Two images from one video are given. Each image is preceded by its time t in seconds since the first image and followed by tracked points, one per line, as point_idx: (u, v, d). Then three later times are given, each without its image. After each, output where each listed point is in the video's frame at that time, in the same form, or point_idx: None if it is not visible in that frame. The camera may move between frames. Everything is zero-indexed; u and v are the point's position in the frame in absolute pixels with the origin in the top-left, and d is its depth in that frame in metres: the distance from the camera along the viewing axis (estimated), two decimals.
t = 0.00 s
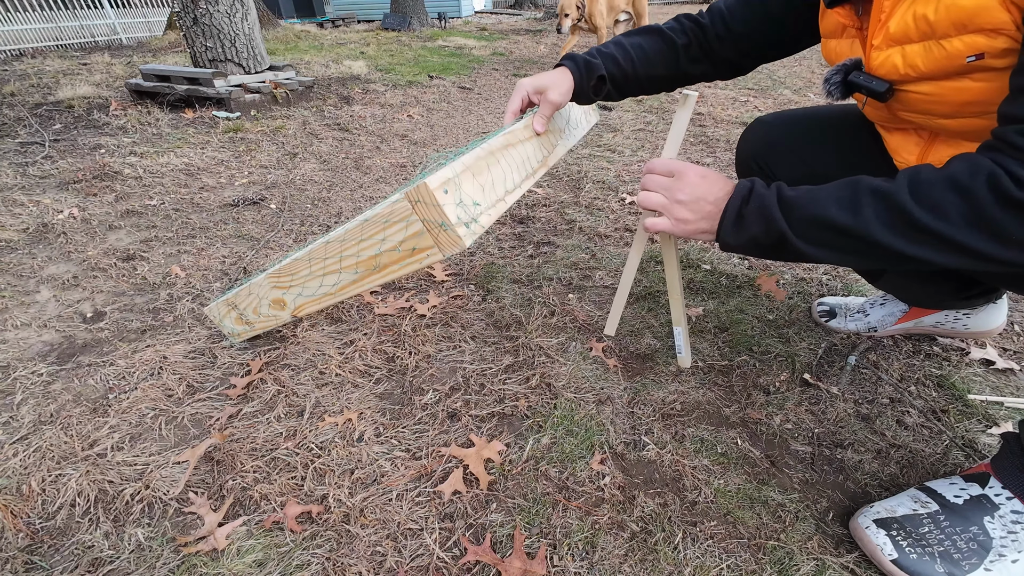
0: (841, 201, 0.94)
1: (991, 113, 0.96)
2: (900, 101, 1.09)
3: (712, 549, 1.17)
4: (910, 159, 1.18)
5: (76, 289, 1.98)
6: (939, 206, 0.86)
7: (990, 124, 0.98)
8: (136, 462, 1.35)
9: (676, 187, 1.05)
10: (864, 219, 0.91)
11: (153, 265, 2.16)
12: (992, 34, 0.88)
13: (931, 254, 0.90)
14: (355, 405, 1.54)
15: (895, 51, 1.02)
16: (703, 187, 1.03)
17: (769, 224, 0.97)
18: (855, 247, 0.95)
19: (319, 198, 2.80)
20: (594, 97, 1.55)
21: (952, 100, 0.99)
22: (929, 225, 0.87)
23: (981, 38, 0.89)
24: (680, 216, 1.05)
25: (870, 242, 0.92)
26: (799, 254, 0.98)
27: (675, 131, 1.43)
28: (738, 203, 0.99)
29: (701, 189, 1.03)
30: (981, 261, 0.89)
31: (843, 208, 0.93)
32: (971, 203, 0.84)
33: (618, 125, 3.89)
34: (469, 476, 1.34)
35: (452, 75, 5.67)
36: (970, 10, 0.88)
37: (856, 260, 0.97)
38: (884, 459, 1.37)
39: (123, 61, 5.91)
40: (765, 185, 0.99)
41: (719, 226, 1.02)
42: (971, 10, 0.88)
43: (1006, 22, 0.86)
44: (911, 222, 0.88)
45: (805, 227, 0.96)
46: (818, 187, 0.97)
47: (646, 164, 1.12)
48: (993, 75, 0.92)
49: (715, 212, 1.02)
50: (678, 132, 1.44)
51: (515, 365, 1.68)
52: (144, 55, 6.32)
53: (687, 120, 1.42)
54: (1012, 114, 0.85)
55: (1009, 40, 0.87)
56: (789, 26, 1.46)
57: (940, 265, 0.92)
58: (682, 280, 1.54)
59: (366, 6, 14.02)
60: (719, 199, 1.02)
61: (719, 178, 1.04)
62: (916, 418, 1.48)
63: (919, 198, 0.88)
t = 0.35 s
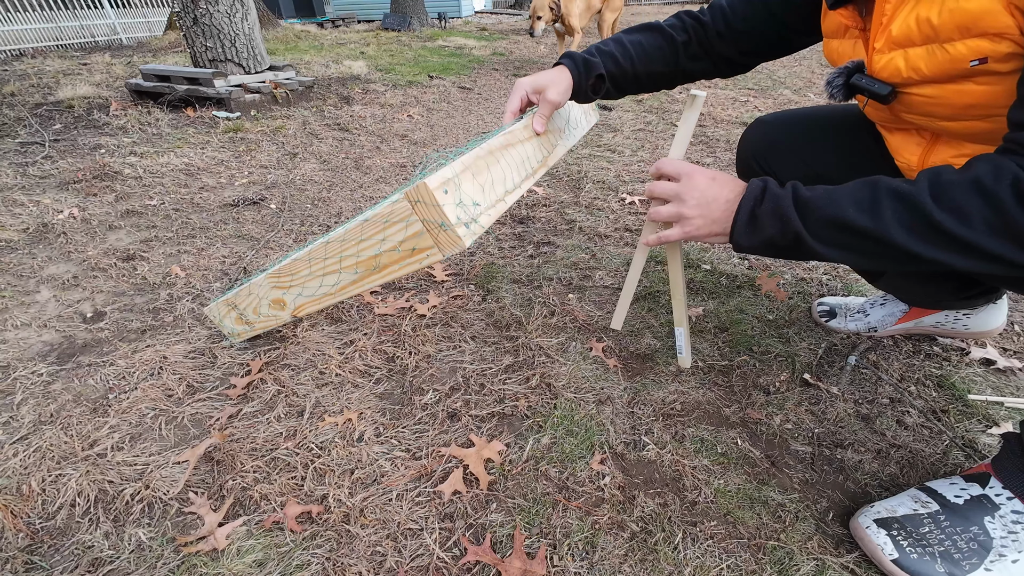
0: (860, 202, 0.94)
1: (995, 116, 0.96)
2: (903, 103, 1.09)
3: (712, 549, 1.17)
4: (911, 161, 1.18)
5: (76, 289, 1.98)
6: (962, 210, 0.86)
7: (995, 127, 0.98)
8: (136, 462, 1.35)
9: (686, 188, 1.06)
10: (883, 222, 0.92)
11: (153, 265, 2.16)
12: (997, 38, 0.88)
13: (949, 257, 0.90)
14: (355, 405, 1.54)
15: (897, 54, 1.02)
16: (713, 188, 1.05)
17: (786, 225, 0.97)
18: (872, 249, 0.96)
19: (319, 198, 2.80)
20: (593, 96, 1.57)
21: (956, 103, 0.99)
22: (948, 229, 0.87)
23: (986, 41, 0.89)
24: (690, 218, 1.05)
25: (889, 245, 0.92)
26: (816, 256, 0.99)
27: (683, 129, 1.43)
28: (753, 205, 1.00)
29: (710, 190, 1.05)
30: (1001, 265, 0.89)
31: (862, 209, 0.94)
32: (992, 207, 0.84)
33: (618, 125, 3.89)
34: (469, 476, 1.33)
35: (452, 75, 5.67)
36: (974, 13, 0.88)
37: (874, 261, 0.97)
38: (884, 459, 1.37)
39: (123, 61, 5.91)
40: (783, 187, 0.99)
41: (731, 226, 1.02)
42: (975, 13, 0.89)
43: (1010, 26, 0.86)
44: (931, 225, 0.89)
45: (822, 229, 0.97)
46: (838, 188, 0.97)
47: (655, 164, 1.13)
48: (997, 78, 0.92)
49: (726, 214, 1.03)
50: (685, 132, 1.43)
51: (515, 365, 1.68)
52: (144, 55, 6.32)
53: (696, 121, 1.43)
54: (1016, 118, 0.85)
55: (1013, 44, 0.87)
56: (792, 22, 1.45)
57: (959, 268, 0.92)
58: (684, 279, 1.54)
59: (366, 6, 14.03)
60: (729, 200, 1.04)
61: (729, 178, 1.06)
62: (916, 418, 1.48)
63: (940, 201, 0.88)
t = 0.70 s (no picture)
0: (855, 210, 0.95)
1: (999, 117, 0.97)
2: (907, 105, 1.09)
3: (712, 549, 1.17)
4: (914, 162, 1.18)
5: (76, 289, 1.98)
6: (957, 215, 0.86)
7: (999, 129, 0.99)
8: (136, 462, 1.35)
9: (681, 198, 1.07)
10: (877, 229, 0.92)
11: (153, 265, 2.16)
12: (1001, 41, 0.88)
13: (945, 263, 0.90)
14: (355, 405, 1.54)
15: (901, 57, 1.02)
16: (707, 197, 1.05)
17: (782, 233, 0.98)
18: (869, 256, 0.96)
19: (319, 198, 2.80)
20: (592, 94, 1.58)
21: (960, 105, 0.99)
22: (944, 235, 0.87)
23: (990, 44, 0.89)
24: (688, 226, 1.07)
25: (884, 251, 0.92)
26: (814, 263, 1.00)
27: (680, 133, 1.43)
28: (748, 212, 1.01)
29: (705, 200, 1.05)
30: (997, 271, 0.88)
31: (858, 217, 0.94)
32: (988, 213, 0.84)
33: (618, 125, 3.89)
34: (469, 476, 1.33)
35: (453, 75, 5.67)
36: (979, 17, 0.88)
37: (872, 268, 0.97)
38: (884, 459, 1.37)
39: (123, 61, 5.92)
40: (778, 195, 1.00)
41: (726, 233, 1.03)
42: (980, 16, 0.88)
43: (1014, 30, 0.86)
44: (925, 231, 0.89)
45: (818, 237, 0.97)
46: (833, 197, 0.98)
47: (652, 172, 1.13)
48: (1001, 81, 0.92)
49: (720, 221, 1.04)
50: (682, 136, 1.43)
51: (515, 365, 1.68)
52: (144, 55, 6.32)
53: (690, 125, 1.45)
54: (1017, 122, 0.85)
55: (1018, 47, 0.87)
56: (793, 19, 1.44)
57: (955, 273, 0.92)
58: (684, 279, 1.54)
59: (366, 7, 14.03)
60: (723, 208, 1.04)
61: (727, 185, 1.05)
62: (916, 417, 1.48)
63: (933, 207, 0.88)
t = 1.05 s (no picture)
0: (819, 212, 0.95)
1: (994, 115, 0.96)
2: (905, 101, 1.09)
3: (712, 549, 1.17)
4: (914, 162, 1.19)
5: (75, 289, 1.98)
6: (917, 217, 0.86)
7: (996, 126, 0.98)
8: (136, 461, 1.35)
9: (657, 199, 1.07)
10: (838, 232, 0.92)
11: (153, 265, 2.16)
12: (997, 36, 0.88)
13: (907, 264, 0.90)
14: (355, 405, 1.54)
15: (898, 53, 1.02)
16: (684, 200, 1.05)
17: (750, 237, 0.99)
18: (836, 258, 0.96)
19: (319, 198, 2.80)
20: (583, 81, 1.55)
21: (957, 102, 0.99)
22: (903, 238, 0.87)
23: (986, 40, 0.89)
24: (659, 228, 1.07)
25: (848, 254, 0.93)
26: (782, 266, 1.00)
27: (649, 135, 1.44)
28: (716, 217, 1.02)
29: (679, 202, 1.05)
30: (961, 270, 0.88)
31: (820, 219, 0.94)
32: (947, 216, 0.84)
33: (618, 125, 3.89)
34: (469, 476, 1.33)
35: (453, 75, 5.67)
36: (974, 13, 0.88)
37: (838, 270, 0.98)
38: (884, 459, 1.37)
39: (124, 61, 5.92)
40: (746, 198, 1.00)
41: (696, 236, 1.04)
42: (975, 12, 0.88)
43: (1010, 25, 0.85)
44: (885, 234, 0.89)
45: (786, 240, 0.97)
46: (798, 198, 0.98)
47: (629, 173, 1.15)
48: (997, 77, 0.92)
49: (694, 223, 1.04)
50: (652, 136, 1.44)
51: (515, 365, 1.68)
52: (143, 55, 6.32)
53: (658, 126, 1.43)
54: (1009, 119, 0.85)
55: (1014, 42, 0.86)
56: (796, 11, 1.44)
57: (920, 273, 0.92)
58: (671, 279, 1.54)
59: (366, 6, 14.02)
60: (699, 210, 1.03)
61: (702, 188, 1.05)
62: (916, 418, 1.48)
63: (892, 209, 0.89)
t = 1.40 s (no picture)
0: (713, 181, 0.96)
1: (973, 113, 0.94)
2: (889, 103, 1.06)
3: (712, 549, 1.17)
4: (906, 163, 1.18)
5: (76, 289, 1.98)
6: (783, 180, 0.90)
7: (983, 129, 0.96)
8: (136, 461, 1.35)
9: (580, 173, 1.13)
10: (716, 198, 0.95)
11: (153, 265, 2.16)
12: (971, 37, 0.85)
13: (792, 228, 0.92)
14: (355, 405, 1.54)
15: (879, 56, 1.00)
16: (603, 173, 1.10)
17: (652, 207, 1.02)
18: (728, 225, 0.97)
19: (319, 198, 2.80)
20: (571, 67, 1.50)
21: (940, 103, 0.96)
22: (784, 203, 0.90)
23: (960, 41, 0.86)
24: (582, 198, 1.13)
25: (723, 219, 0.96)
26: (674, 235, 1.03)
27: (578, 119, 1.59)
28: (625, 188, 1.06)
29: (599, 174, 1.10)
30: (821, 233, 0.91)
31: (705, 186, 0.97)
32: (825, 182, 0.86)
33: (617, 125, 3.88)
34: (469, 476, 1.34)
35: (453, 75, 5.66)
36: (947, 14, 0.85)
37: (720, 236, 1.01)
38: (884, 459, 1.37)
39: (124, 61, 5.92)
40: (650, 171, 1.03)
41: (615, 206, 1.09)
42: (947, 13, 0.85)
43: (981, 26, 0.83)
44: (756, 197, 0.92)
45: (684, 208, 0.99)
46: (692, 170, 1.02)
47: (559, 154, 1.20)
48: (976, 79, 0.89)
49: (611, 192, 1.09)
50: (579, 120, 1.60)
51: (515, 365, 1.68)
52: (143, 55, 6.32)
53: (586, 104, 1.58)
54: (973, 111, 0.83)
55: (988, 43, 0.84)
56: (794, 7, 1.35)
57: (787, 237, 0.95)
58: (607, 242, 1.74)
59: (366, 7, 14.02)
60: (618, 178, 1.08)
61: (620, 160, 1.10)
62: (916, 417, 1.48)
63: (764, 174, 0.92)
